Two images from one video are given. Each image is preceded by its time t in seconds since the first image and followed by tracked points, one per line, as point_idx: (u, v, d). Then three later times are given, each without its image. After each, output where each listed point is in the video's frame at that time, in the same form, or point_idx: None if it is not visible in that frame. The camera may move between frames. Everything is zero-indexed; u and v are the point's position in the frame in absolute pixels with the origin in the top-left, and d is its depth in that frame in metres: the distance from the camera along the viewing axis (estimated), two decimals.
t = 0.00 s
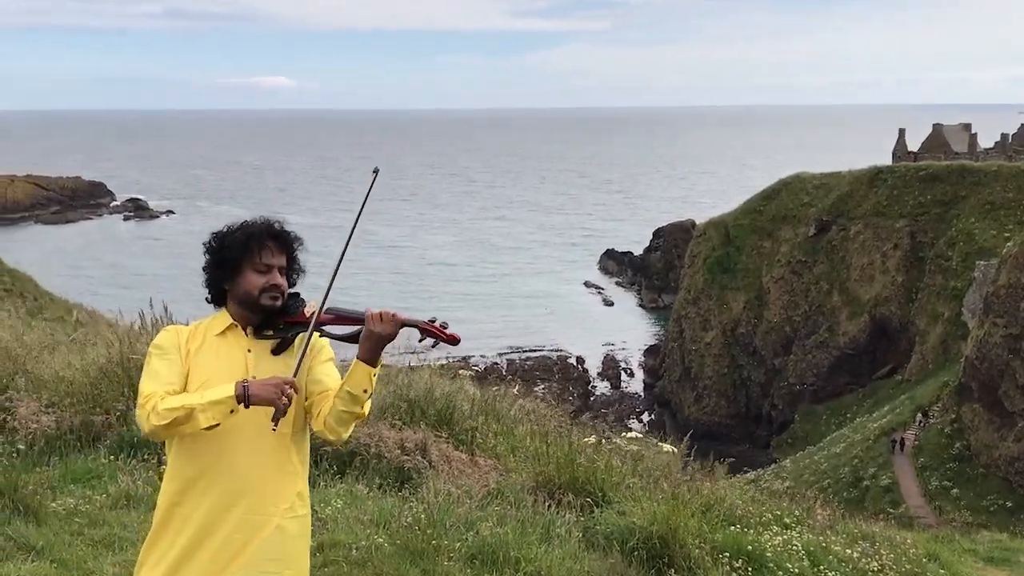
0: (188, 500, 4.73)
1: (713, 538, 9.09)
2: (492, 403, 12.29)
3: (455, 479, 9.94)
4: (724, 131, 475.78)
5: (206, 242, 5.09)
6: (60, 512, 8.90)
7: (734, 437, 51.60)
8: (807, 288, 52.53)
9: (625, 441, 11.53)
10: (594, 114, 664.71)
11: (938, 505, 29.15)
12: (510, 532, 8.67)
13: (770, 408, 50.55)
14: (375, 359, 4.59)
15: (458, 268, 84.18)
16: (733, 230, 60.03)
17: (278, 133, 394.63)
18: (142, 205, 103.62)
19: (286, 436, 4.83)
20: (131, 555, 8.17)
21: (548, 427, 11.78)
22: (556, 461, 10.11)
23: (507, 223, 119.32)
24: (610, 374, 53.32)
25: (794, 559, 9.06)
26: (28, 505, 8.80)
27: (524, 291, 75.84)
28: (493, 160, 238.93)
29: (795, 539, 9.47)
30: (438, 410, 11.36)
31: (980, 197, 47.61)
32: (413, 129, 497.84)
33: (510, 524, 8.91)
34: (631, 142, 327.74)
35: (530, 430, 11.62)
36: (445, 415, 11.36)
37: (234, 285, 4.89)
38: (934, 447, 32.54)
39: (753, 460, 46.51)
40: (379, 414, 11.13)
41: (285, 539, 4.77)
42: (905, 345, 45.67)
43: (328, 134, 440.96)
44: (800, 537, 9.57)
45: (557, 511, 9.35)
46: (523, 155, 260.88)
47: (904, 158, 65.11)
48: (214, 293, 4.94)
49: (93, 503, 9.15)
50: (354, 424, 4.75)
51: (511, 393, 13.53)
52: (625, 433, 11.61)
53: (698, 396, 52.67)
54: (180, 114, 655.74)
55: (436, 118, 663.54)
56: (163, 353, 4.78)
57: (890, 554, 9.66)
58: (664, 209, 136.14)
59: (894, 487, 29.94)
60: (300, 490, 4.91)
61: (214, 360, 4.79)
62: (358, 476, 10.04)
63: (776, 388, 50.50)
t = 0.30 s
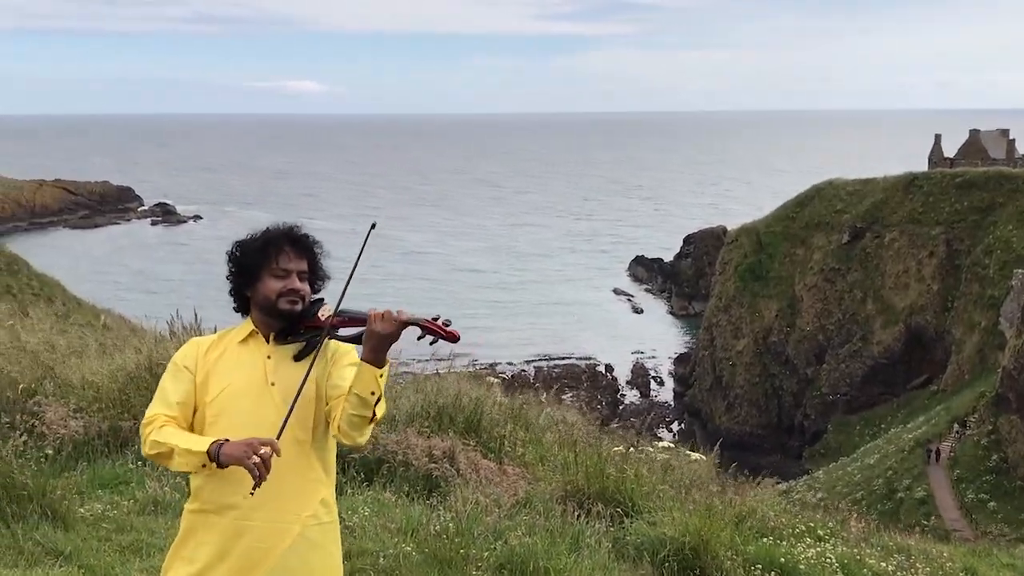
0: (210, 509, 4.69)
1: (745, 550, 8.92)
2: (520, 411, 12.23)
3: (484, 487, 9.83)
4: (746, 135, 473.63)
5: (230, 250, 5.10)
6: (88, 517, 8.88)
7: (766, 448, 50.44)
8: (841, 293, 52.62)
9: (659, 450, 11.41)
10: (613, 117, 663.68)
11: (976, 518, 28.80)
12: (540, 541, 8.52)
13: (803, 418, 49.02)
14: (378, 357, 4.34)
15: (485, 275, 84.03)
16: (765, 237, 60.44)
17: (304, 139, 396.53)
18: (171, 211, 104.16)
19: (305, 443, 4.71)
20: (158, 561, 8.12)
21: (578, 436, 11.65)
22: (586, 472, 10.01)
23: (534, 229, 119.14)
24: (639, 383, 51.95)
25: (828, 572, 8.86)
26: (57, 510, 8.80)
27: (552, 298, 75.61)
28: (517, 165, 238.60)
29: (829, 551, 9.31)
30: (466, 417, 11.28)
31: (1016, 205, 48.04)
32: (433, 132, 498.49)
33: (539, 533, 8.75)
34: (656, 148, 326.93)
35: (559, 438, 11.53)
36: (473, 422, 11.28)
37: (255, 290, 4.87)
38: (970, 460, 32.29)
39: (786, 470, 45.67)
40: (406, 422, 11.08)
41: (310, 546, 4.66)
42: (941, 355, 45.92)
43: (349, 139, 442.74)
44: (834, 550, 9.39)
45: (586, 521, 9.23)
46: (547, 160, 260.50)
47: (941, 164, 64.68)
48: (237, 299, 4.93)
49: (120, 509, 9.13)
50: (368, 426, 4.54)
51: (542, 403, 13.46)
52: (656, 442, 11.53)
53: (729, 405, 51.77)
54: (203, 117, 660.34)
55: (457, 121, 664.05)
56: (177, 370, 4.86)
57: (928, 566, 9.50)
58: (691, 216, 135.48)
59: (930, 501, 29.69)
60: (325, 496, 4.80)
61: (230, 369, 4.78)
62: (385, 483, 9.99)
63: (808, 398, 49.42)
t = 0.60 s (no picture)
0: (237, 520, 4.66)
1: (785, 563, 8.73)
2: (555, 420, 12.19)
3: (518, 496, 9.71)
4: (777, 137, 469.59)
5: (262, 255, 5.07)
6: (122, 522, 8.85)
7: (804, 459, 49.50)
8: (881, 301, 52.43)
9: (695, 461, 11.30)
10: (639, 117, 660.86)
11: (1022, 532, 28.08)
12: (576, 551, 8.37)
13: (842, 428, 48.32)
14: (381, 369, 4.22)
15: (520, 281, 83.82)
16: (805, 243, 60.51)
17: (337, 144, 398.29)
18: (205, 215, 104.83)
19: (330, 452, 4.61)
20: (193, 567, 8.07)
21: (615, 446, 11.57)
22: (622, 482, 9.91)
23: (567, 235, 118.76)
24: (676, 393, 50.54)
25: None
26: (91, 514, 8.76)
27: (587, 304, 75.25)
28: (548, 170, 237.96)
29: (870, 564, 9.09)
30: (501, 425, 11.26)
31: None
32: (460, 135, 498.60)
33: (574, 543, 8.60)
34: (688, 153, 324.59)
35: (596, 447, 11.45)
36: (507, 430, 11.25)
37: (281, 297, 4.82)
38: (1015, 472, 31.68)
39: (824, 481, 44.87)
40: (440, 429, 11.09)
41: (336, 556, 4.59)
42: (985, 367, 45.56)
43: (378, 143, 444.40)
44: (876, 563, 9.17)
45: (622, 532, 9.07)
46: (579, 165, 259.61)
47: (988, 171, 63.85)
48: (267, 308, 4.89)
49: (154, 514, 9.11)
50: (382, 440, 4.40)
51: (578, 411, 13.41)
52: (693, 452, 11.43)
53: (767, 415, 50.89)
54: (230, 118, 664.34)
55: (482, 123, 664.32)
56: (210, 383, 4.83)
57: None
58: (728, 222, 134.27)
59: (973, 512, 29.19)
60: (352, 507, 4.71)
61: (258, 376, 4.71)
62: (419, 491, 9.92)
63: (849, 408, 48.52)
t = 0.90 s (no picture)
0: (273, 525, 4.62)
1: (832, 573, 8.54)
2: (596, 427, 12.16)
3: (558, 504, 9.63)
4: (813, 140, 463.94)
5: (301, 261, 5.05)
6: (164, 525, 8.87)
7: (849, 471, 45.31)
8: (928, 310, 47.20)
9: (737, 470, 11.20)
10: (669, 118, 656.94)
11: None
12: (615, 560, 8.28)
13: (888, 438, 43.73)
14: (415, 389, 4.18)
15: (559, 287, 83.47)
16: (851, 248, 55.88)
17: (372, 147, 398.60)
18: (244, 219, 105.52)
19: (366, 460, 4.56)
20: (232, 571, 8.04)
21: (657, 454, 11.50)
22: (664, 490, 9.83)
23: (606, 240, 118.11)
24: (719, 400, 49.79)
25: None
26: (133, 517, 8.80)
27: (628, 311, 74.72)
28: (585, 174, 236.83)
29: None
30: (541, 432, 11.21)
31: None
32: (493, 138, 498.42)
33: (615, 552, 8.50)
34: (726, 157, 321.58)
35: (637, 456, 11.38)
36: (548, 437, 11.20)
37: (313, 308, 4.79)
38: None
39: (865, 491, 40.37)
40: (480, 435, 11.08)
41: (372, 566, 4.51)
42: None
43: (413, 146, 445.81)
44: None
45: (664, 541, 8.95)
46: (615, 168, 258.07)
47: None
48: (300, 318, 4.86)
49: (195, 517, 9.12)
50: (417, 453, 4.36)
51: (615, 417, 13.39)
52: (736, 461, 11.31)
53: (811, 423, 47.32)
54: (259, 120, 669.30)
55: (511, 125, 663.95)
56: (250, 391, 4.78)
57: None
58: (771, 228, 132.61)
59: None
60: (389, 513, 4.64)
61: (296, 383, 4.65)
62: (458, 496, 9.90)
63: (894, 418, 44.25)
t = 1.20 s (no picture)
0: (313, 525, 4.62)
1: None
2: (640, 434, 12.18)
3: (601, 510, 9.59)
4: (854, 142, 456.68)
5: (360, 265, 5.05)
6: (206, 527, 8.88)
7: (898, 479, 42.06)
8: (977, 316, 43.32)
9: (781, 477, 11.12)
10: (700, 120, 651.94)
11: None
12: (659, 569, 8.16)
13: (936, 447, 40.51)
14: (434, 404, 4.13)
15: (600, 293, 82.90)
16: (899, 254, 51.87)
17: (408, 150, 399.65)
18: (285, 222, 106.19)
19: (401, 467, 4.48)
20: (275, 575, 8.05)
21: (703, 460, 11.39)
22: (708, 497, 9.73)
23: (647, 245, 117.09)
24: (762, 407, 49.47)
25: None
26: (176, 519, 8.83)
27: (670, 317, 73.96)
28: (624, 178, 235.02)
29: None
30: (583, 439, 11.16)
31: None
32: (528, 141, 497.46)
33: (658, 561, 8.38)
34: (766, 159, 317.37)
35: (680, 464, 11.29)
36: (590, 443, 11.16)
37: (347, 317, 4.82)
38: None
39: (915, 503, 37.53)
40: (522, 440, 11.07)
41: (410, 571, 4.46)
42: None
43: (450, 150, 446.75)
44: None
45: (708, 549, 8.85)
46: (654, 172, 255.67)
47: None
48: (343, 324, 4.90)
49: (237, 520, 9.13)
50: (448, 468, 4.32)
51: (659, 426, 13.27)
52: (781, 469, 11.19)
53: (858, 431, 44.32)
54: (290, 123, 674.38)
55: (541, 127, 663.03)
56: (297, 391, 4.77)
57: None
58: (817, 233, 130.23)
59: None
60: (424, 522, 4.54)
61: (338, 388, 4.62)
62: (500, 502, 9.86)
63: (944, 426, 40.82)
